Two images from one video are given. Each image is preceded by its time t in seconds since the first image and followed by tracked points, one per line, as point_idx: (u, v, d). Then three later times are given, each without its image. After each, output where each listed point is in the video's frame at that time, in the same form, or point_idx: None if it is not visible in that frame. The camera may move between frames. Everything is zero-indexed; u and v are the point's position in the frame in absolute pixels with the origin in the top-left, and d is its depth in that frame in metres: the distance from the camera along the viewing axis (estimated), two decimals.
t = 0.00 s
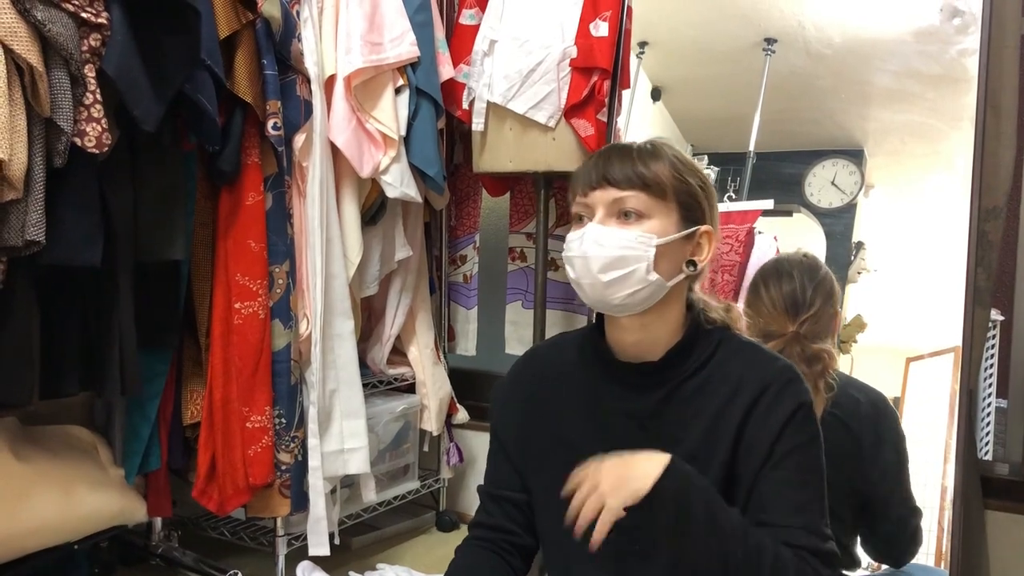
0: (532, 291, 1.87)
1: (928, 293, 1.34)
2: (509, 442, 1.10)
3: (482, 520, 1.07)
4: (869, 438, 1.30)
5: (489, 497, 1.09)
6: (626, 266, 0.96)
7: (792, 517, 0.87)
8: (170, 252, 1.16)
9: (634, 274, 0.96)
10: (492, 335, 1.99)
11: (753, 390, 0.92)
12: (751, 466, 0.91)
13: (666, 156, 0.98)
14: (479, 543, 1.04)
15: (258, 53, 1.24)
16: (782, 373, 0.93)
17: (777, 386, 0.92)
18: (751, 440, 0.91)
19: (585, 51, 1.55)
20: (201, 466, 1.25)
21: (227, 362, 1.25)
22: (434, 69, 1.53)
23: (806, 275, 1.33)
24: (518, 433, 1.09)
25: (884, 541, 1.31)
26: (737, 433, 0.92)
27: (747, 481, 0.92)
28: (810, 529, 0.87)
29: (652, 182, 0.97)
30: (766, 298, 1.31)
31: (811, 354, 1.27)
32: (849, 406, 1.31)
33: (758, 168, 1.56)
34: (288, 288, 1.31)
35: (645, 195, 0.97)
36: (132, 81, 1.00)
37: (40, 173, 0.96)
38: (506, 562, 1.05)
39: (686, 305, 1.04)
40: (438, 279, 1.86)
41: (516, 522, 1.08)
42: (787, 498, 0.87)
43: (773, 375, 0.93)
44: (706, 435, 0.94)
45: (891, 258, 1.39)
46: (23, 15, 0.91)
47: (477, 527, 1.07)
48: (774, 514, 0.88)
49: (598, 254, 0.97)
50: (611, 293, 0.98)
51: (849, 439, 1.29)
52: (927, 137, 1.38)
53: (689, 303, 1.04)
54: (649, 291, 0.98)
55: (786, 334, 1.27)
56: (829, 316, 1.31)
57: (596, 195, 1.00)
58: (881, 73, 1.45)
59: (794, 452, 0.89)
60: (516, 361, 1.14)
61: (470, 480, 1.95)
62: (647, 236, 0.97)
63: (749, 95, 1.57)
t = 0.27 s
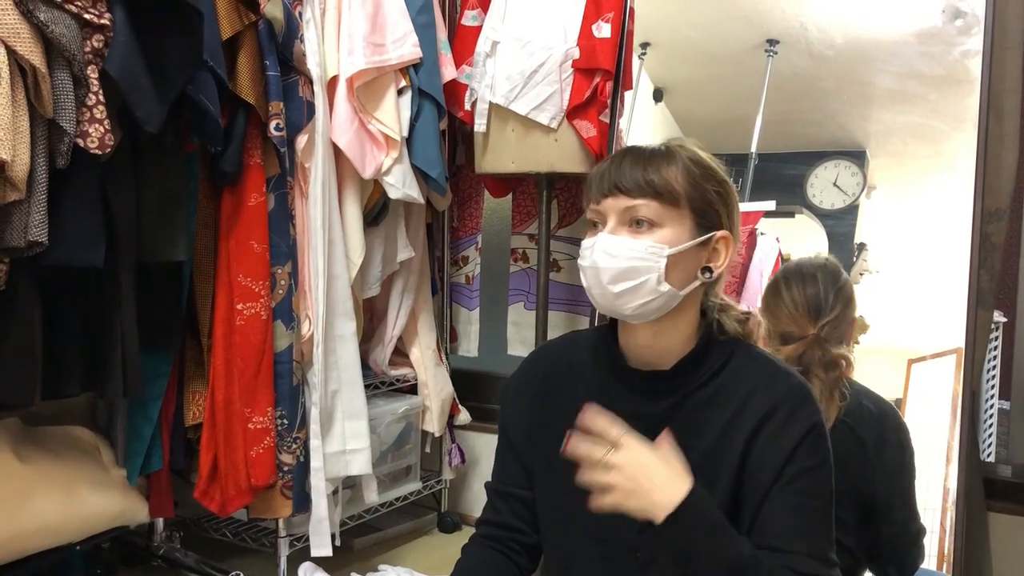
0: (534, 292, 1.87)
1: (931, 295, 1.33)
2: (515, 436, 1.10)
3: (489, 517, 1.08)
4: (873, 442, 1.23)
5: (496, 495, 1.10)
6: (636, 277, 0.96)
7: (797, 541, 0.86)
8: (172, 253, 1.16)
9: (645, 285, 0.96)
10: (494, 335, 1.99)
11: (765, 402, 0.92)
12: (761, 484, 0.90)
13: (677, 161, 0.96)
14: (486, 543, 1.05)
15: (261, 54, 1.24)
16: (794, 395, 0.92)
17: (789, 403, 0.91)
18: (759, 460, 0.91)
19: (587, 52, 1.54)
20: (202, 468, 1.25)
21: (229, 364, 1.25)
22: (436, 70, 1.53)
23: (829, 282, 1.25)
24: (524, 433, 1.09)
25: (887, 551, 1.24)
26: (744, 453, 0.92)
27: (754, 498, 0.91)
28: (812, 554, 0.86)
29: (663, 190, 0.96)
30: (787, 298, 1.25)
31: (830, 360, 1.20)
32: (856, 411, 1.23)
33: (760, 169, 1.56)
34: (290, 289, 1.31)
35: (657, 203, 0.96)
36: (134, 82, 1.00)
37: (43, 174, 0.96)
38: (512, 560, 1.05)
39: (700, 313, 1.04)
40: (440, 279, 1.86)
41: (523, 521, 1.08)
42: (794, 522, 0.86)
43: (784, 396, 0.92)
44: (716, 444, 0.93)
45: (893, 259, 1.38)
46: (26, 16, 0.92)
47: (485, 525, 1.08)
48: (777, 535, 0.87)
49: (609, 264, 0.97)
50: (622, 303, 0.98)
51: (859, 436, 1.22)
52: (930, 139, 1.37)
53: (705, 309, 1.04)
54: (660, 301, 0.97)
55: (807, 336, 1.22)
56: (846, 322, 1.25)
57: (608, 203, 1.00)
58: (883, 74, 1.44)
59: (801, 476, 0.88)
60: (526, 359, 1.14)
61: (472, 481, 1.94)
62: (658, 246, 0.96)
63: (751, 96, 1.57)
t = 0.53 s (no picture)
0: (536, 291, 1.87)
1: (932, 293, 1.34)
2: (517, 433, 1.09)
3: (492, 519, 1.08)
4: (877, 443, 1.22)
5: (501, 496, 1.09)
6: (653, 279, 0.94)
7: (814, 548, 0.87)
8: (173, 252, 1.16)
9: (663, 288, 0.95)
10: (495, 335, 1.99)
11: (778, 406, 0.92)
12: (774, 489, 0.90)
13: (697, 162, 0.96)
14: (486, 543, 1.06)
15: (262, 53, 1.24)
16: (807, 399, 0.92)
17: (804, 407, 0.92)
18: (775, 466, 0.91)
19: (589, 51, 1.54)
20: (204, 467, 1.25)
21: (230, 363, 1.25)
22: (436, 69, 1.53)
23: (839, 283, 1.25)
24: (526, 436, 1.08)
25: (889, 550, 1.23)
26: (757, 458, 0.92)
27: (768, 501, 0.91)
28: (824, 559, 0.88)
29: (685, 191, 0.95)
30: (794, 300, 1.24)
31: (837, 362, 1.22)
32: (859, 411, 1.24)
33: (761, 168, 1.55)
34: (291, 288, 1.31)
35: (678, 204, 0.95)
36: (135, 81, 1.00)
37: (43, 173, 0.96)
38: (514, 562, 1.05)
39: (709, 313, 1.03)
40: (441, 278, 1.86)
41: (525, 522, 1.08)
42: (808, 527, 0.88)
43: (797, 400, 0.92)
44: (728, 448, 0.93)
45: (894, 259, 1.38)
46: (27, 15, 0.92)
47: (486, 525, 1.08)
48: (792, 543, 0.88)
49: (626, 264, 0.96)
50: (636, 305, 0.97)
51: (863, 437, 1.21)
52: (930, 138, 1.37)
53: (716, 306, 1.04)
54: (675, 304, 0.96)
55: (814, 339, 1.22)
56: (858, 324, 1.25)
57: (626, 201, 0.98)
58: (885, 73, 1.44)
59: (815, 483, 0.89)
60: (528, 360, 1.12)
61: (473, 480, 1.94)
62: (677, 248, 0.95)
63: (753, 95, 1.57)
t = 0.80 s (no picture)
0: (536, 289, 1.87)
1: (932, 291, 1.34)
2: (523, 436, 1.07)
3: (494, 515, 1.06)
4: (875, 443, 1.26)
5: (501, 491, 1.08)
6: (668, 294, 0.93)
7: (811, 548, 0.88)
8: (173, 250, 1.16)
9: (678, 301, 0.94)
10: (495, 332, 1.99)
11: (778, 405, 0.93)
12: (772, 487, 0.92)
13: (705, 166, 0.94)
14: (488, 540, 1.04)
15: (261, 51, 1.24)
16: (808, 398, 0.93)
17: (804, 406, 0.93)
18: (774, 463, 0.92)
19: (588, 49, 1.54)
20: (204, 465, 1.25)
21: (230, 361, 1.25)
22: (436, 67, 1.52)
23: (840, 280, 1.30)
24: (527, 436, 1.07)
25: (889, 546, 1.27)
26: (758, 456, 0.93)
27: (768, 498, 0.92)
28: (822, 559, 0.89)
29: (696, 201, 0.93)
30: (796, 297, 1.27)
31: (835, 355, 1.25)
32: (860, 409, 1.27)
33: (761, 167, 1.55)
34: (291, 286, 1.31)
35: (689, 214, 0.94)
36: (134, 78, 1.00)
37: (43, 172, 0.96)
38: (515, 559, 1.04)
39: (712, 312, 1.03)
40: (441, 277, 1.85)
41: (527, 518, 1.07)
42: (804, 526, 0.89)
43: (799, 399, 0.93)
44: (728, 446, 0.94)
45: (894, 257, 1.38)
46: (26, 13, 0.92)
47: (487, 521, 1.07)
48: (788, 540, 0.89)
49: (639, 279, 0.94)
50: (650, 316, 0.97)
51: (861, 436, 1.25)
52: (931, 136, 1.37)
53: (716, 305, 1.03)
54: (688, 313, 0.97)
55: (814, 330, 1.25)
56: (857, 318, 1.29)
57: (635, 212, 0.95)
58: (886, 71, 1.44)
59: (813, 482, 0.90)
60: (528, 358, 1.11)
61: (473, 479, 1.94)
62: (689, 259, 0.94)
63: (753, 94, 1.57)
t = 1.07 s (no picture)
0: (539, 277, 1.87)
1: (937, 270, 1.33)
2: (522, 426, 1.08)
3: (496, 508, 1.08)
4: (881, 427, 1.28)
5: (502, 486, 1.09)
6: (655, 329, 0.90)
7: (811, 533, 0.85)
8: (176, 243, 1.16)
9: (665, 331, 0.91)
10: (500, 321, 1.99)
11: (775, 390, 0.91)
12: (773, 472, 0.89)
13: (645, 199, 0.86)
14: (494, 532, 1.06)
15: (260, 42, 1.24)
16: (807, 381, 0.90)
17: (801, 389, 0.90)
18: (776, 446, 0.89)
19: (588, 34, 1.53)
20: (212, 455, 1.26)
21: (235, 353, 1.26)
22: (436, 56, 1.52)
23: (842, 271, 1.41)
24: (533, 421, 1.08)
25: (900, 525, 1.29)
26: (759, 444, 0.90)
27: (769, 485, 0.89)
28: (826, 546, 0.85)
29: (650, 240, 0.86)
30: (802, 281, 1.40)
31: (839, 329, 1.30)
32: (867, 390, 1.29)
33: (765, 150, 1.55)
34: (295, 277, 1.31)
35: (647, 254, 0.88)
36: (133, 72, 1.00)
37: (44, 167, 0.96)
38: (519, 549, 1.05)
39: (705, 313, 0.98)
40: (446, 267, 1.86)
41: (530, 511, 1.08)
42: (805, 512, 0.85)
43: (798, 382, 0.90)
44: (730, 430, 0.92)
45: (899, 238, 1.38)
46: (23, 8, 0.91)
47: (491, 514, 1.08)
48: (790, 524, 0.86)
49: (625, 331, 0.91)
50: (643, 348, 0.94)
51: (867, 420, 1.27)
52: (935, 115, 1.36)
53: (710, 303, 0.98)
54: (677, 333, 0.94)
55: (815, 308, 1.36)
56: (869, 305, 1.37)
57: (594, 266, 0.89)
58: (889, 50, 1.43)
59: (814, 465, 0.86)
60: (531, 344, 1.12)
61: (481, 467, 1.95)
62: (665, 294, 0.90)
63: (756, 76, 1.56)
